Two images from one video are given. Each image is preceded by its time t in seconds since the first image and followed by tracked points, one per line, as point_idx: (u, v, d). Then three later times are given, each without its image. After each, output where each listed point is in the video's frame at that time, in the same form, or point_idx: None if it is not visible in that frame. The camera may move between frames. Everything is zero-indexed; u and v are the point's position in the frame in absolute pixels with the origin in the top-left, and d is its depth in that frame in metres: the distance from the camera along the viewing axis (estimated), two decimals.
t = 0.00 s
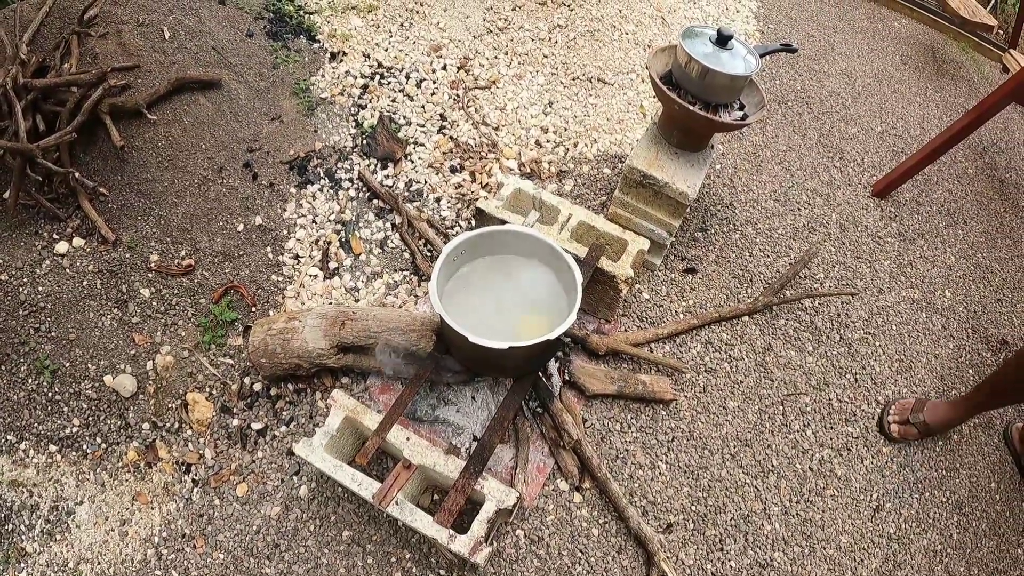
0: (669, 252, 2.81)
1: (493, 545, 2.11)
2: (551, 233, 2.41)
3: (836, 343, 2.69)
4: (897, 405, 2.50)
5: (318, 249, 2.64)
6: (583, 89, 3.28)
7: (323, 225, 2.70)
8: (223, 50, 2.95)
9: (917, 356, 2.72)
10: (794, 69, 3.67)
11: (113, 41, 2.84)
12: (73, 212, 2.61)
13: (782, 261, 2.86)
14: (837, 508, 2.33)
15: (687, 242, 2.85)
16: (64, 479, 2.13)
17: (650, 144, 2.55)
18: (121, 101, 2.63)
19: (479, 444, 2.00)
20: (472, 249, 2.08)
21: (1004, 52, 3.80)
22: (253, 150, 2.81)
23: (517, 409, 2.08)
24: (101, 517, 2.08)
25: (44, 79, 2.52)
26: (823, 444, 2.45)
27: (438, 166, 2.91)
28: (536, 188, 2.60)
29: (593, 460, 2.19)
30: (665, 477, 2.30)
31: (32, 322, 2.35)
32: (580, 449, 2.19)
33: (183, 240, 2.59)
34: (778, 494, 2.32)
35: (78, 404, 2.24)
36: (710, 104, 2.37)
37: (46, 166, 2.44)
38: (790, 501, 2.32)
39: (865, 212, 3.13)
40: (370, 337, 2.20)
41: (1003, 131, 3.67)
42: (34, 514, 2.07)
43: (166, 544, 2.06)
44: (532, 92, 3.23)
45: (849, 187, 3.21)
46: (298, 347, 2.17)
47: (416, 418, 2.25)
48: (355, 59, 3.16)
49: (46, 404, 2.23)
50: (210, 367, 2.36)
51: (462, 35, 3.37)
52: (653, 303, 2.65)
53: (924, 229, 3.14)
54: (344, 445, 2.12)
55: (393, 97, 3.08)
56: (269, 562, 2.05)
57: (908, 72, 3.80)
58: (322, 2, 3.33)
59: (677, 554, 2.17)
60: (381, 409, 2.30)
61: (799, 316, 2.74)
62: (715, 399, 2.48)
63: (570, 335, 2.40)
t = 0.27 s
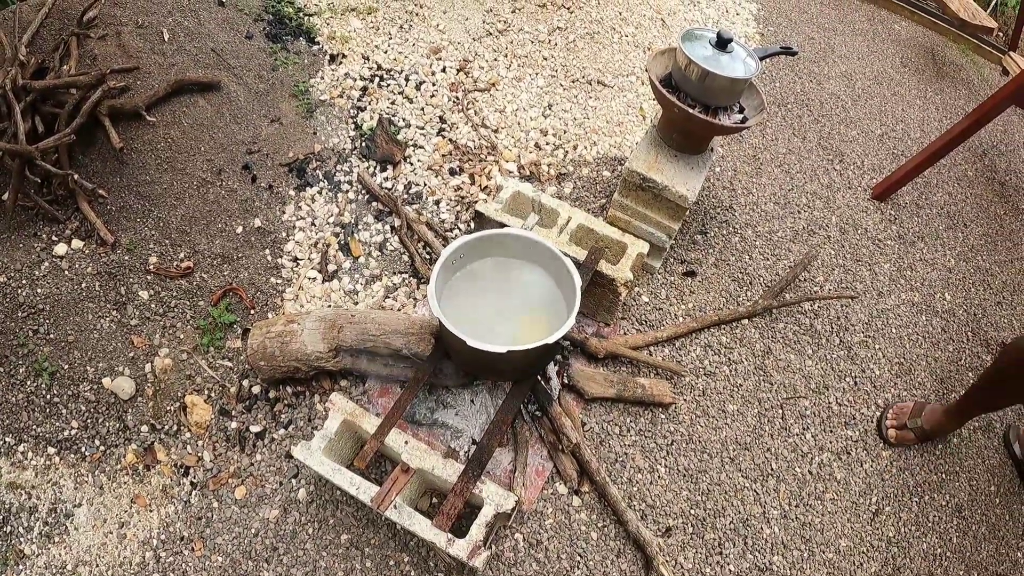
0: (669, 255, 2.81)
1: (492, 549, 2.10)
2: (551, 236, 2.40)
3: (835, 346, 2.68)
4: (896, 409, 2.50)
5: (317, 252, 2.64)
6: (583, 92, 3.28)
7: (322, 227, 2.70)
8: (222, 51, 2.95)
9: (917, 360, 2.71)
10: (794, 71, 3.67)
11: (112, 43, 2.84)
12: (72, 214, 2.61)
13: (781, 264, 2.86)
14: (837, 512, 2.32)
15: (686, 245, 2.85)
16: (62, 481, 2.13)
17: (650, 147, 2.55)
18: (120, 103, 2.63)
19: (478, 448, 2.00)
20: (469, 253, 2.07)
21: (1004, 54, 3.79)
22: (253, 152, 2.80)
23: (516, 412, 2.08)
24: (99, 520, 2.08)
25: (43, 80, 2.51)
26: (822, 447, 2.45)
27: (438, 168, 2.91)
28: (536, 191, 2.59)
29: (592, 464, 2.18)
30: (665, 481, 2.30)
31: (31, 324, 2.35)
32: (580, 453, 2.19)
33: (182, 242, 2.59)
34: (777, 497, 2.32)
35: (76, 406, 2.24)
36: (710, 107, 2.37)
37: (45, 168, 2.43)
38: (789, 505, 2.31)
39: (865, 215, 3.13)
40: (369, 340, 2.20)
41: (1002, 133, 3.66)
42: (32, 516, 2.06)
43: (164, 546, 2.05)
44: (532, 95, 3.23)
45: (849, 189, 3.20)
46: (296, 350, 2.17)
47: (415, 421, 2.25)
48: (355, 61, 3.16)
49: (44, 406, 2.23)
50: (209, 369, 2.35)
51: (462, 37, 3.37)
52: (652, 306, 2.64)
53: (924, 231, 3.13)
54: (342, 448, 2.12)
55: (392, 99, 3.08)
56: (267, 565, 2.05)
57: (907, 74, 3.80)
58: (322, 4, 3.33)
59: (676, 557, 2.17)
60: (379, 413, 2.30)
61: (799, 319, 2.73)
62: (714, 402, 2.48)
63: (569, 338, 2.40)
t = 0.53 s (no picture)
0: (673, 260, 2.80)
1: (494, 553, 2.10)
2: (556, 241, 2.40)
3: (839, 353, 2.68)
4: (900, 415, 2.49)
5: (321, 254, 2.64)
6: (588, 96, 3.28)
7: (327, 229, 2.70)
8: (228, 52, 2.95)
9: (921, 367, 2.71)
10: (800, 77, 3.67)
11: (118, 43, 2.84)
12: (77, 214, 2.61)
13: (786, 270, 2.86)
14: (839, 519, 2.32)
15: (691, 251, 2.85)
16: (65, 481, 2.13)
17: (656, 152, 2.54)
18: (126, 103, 2.63)
19: (481, 452, 2.00)
20: (473, 258, 2.06)
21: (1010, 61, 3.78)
22: (258, 153, 2.80)
23: (519, 417, 2.08)
24: (101, 519, 2.08)
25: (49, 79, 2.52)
26: (826, 454, 2.44)
27: (443, 171, 2.91)
28: (541, 195, 2.59)
29: (595, 469, 2.18)
30: (667, 486, 2.29)
31: (35, 323, 2.34)
32: (582, 458, 2.18)
33: (186, 243, 2.59)
34: (779, 504, 2.32)
35: (79, 406, 2.24)
36: (716, 113, 2.37)
37: (50, 167, 2.44)
38: (792, 512, 2.31)
39: (870, 221, 3.13)
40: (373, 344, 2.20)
41: (1008, 140, 3.66)
42: (34, 515, 2.06)
43: (166, 547, 2.05)
44: (538, 98, 3.23)
45: (854, 196, 3.20)
46: (300, 352, 2.17)
47: (418, 425, 2.25)
48: (361, 63, 3.16)
49: (47, 405, 2.23)
50: (212, 370, 2.35)
51: (468, 40, 3.37)
52: (656, 312, 2.64)
53: (929, 238, 3.13)
54: (345, 451, 2.12)
55: (398, 102, 3.08)
56: (269, 567, 2.05)
57: (913, 81, 3.79)
58: (329, 5, 3.33)
59: (678, 563, 2.16)
60: (382, 416, 2.30)
61: (803, 325, 2.73)
62: (717, 408, 2.47)
63: (573, 343, 2.40)
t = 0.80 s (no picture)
0: (678, 265, 2.80)
1: (497, 557, 2.10)
2: (561, 245, 2.40)
3: (844, 358, 2.68)
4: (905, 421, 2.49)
5: (327, 255, 2.64)
6: (594, 99, 3.28)
7: (332, 231, 2.70)
8: (235, 53, 2.96)
9: (926, 373, 2.70)
10: (806, 82, 3.66)
11: (125, 43, 2.85)
12: (82, 213, 2.61)
13: (791, 275, 2.85)
14: (843, 526, 2.31)
15: (697, 256, 2.84)
16: (68, 480, 2.13)
17: (662, 156, 2.54)
18: (133, 103, 2.64)
19: (486, 455, 2.00)
20: (479, 263, 2.06)
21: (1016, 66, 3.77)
22: (264, 154, 2.81)
23: (524, 421, 2.07)
24: (104, 519, 2.08)
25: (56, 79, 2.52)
26: (830, 460, 2.44)
27: (449, 174, 2.91)
28: (547, 198, 2.59)
29: (599, 473, 2.18)
30: (671, 491, 2.29)
31: (40, 322, 2.34)
32: (587, 462, 2.18)
33: (192, 243, 2.59)
34: (783, 510, 2.31)
35: (84, 405, 2.24)
36: (723, 118, 2.36)
37: (56, 166, 2.44)
38: (795, 518, 2.30)
39: (875, 227, 3.12)
40: (379, 346, 2.20)
41: (1013, 146, 3.65)
42: (37, 513, 2.07)
43: (169, 547, 2.06)
44: (544, 101, 3.23)
45: (859, 201, 3.19)
46: (305, 354, 2.17)
47: (423, 427, 2.25)
48: (368, 65, 3.17)
49: (51, 404, 2.23)
50: (217, 371, 2.35)
51: (475, 42, 3.37)
52: (662, 316, 2.64)
53: (934, 244, 3.12)
54: (350, 453, 2.12)
55: (404, 104, 3.08)
56: (272, 568, 2.05)
57: (919, 86, 3.79)
58: (336, 7, 3.33)
59: (681, 568, 2.16)
60: (387, 418, 2.30)
61: (808, 331, 2.72)
62: (722, 413, 2.47)
63: (579, 347, 2.40)
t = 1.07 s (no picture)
0: (684, 267, 2.80)
1: (501, 557, 2.10)
2: (568, 247, 2.40)
3: (850, 363, 2.67)
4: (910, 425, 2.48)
5: (333, 254, 2.64)
6: (601, 100, 3.27)
7: (339, 230, 2.70)
8: (243, 51, 2.96)
9: (932, 379, 2.69)
10: (813, 85, 3.66)
11: (133, 40, 2.86)
12: (89, 209, 2.61)
13: (797, 279, 2.85)
14: (847, 530, 2.31)
15: (703, 258, 2.84)
16: (72, 476, 2.13)
17: (669, 159, 2.54)
18: (140, 100, 2.64)
19: (490, 456, 2.00)
20: (484, 265, 2.06)
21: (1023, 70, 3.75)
22: (271, 152, 2.81)
23: (529, 422, 2.07)
24: (108, 515, 2.08)
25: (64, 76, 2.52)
26: (834, 464, 2.43)
27: (456, 174, 2.91)
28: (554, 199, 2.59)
29: (603, 475, 2.18)
30: (675, 494, 2.29)
31: (45, 318, 2.35)
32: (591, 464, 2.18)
33: (197, 241, 2.59)
34: (787, 513, 2.31)
35: (89, 402, 2.24)
36: (731, 120, 2.36)
37: (63, 163, 2.44)
38: (799, 521, 2.30)
39: (882, 231, 3.12)
40: (385, 346, 2.20)
41: (1021, 151, 3.64)
42: (41, 509, 2.07)
43: (172, 544, 2.06)
44: (551, 102, 3.23)
45: (866, 205, 3.19)
46: (311, 353, 2.17)
47: (427, 427, 2.25)
48: (376, 64, 3.17)
49: (56, 400, 2.23)
50: (222, 369, 2.36)
51: (482, 43, 3.38)
52: (667, 319, 2.64)
53: (940, 249, 3.12)
54: (354, 453, 2.12)
55: (412, 104, 3.08)
56: (275, 567, 2.05)
57: (927, 90, 3.78)
58: (344, 6, 3.34)
59: (684, 571, 2.16)
60: (392, 418, 2.30)
61: (814, 334, 2.72)
62: (727, 416, 2.47)
63: (584, 349, 2.39)
